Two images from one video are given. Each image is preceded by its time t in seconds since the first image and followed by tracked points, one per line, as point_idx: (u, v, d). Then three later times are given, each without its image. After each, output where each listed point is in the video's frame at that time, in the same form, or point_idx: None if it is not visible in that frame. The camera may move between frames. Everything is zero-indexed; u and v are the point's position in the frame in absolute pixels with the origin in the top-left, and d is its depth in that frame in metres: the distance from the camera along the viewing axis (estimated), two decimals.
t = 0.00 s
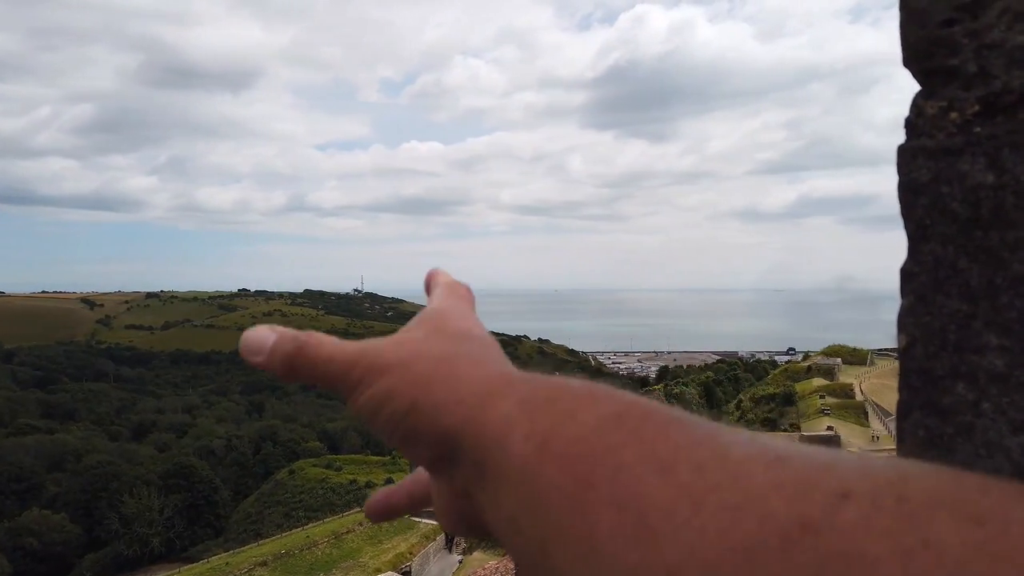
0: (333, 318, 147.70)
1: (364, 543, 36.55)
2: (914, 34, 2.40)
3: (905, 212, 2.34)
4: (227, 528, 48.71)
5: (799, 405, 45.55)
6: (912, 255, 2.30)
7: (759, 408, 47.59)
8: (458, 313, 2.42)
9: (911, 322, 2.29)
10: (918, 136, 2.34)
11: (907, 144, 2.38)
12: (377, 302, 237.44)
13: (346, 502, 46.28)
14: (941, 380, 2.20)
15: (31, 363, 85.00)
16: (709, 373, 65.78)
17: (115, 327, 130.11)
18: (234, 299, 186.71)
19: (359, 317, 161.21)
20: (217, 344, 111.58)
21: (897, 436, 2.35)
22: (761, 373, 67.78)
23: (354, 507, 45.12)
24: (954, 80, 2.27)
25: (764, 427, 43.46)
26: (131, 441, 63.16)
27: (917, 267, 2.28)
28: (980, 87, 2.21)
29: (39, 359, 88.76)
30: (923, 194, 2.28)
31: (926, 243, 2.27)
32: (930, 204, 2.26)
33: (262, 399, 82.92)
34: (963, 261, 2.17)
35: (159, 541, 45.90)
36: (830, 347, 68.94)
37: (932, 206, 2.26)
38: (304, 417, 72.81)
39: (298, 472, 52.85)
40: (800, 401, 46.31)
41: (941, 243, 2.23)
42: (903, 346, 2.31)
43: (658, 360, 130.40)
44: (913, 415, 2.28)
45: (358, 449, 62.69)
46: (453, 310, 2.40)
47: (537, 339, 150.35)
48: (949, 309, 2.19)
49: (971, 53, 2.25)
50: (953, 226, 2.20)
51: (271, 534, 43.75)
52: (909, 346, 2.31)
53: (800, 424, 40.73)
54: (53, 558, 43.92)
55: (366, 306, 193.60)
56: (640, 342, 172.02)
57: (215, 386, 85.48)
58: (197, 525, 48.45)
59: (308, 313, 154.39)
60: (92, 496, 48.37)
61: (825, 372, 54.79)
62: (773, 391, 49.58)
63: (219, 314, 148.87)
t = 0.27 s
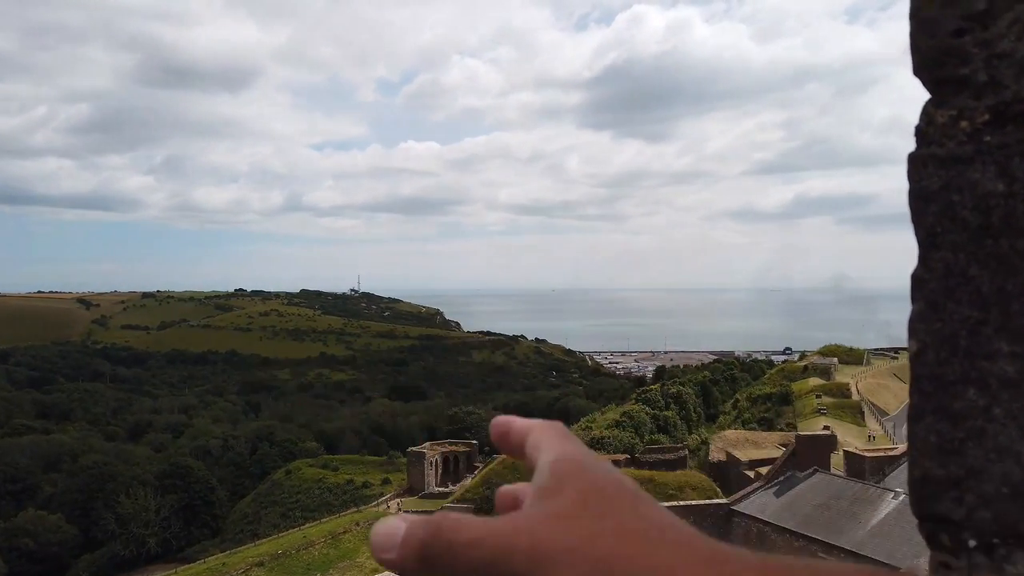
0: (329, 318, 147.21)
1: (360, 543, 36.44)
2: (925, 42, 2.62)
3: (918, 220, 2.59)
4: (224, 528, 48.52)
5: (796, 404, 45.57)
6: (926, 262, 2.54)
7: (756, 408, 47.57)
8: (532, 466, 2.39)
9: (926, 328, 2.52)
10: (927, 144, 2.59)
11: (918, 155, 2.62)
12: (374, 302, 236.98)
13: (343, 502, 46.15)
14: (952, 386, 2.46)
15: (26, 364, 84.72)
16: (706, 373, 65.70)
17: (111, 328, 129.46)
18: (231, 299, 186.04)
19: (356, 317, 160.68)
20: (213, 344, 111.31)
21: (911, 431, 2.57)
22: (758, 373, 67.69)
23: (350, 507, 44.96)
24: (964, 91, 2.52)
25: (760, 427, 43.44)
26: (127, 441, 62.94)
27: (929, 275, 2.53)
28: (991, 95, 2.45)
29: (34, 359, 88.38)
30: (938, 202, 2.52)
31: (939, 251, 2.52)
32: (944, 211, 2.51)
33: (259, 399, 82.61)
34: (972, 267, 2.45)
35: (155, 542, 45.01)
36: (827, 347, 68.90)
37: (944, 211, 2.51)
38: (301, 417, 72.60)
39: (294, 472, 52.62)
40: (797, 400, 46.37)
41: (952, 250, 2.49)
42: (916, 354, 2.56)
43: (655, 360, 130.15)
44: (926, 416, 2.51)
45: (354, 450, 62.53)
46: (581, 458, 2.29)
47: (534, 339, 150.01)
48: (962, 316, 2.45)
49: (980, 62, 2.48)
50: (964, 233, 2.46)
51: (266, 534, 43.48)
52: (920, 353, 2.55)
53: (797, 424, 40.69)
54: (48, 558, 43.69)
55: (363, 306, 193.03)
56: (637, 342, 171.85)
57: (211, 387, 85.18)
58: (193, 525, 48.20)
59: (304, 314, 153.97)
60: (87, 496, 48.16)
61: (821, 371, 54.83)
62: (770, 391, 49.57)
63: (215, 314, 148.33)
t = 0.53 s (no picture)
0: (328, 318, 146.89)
1: (360, 543, 36.39)
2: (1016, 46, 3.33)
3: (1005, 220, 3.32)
4: (223, 528, 48.34)
5: (796, 404, 45.65)
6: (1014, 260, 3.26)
7: (756, 408, 47.56)
8: None
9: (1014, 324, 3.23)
10: (1016, 146, 3.30)
11: (1007, 156, 3.35)
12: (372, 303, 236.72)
13: (342, 502, 46.06)
14: None
15: (25, 364, 84.55)
16: (705, 373, 65.66)
17: (108, 327, 128.88)
18: (228, 298, 185.46)
19: (354, 317, 160.30)
20: (212, 344, 111.20)
21: (1001, 420, 3.31)
22: (758, 373, 67.68)
23: (350, 507, 44.84)
24: None
25: (761, 427, 43.43)
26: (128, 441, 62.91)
27: (1014, 274, 3.26)
28: None
29: (33, 359, 88.12)
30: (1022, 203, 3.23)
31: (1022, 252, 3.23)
32: None
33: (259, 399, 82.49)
34: None
35: (156, 542, 44.68)
36: (827, 346, 68.83)
37: None
38: (301, 417, 72.57)
39: (293, 472, 52.55)
40: (797, 399, 46.48)
41: None
42: (1002, 350, 3.30)
43: (653, 360, 129.90)
44: (1013, 413, 3.24)
45: (355, 450, 62.53)
46: None
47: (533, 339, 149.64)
48: None
49: None
50: None
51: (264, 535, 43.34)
52: (1006, 351, 3.30)
53: (797, 423, 40.71)
54: (48, 558, 43.54)
55: (361, 306, 192.61)
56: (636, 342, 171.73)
57: (211, 386, 85.03)
58: (193, 525, 47.86)
59: (303, 313, 153.55)
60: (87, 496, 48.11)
61: (821, 371, 54.95)
62: (770, 391, 49.55)
63: (213, 314, 147.85)
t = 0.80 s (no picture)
0: (332, 318, 147.07)
1: (365, 543, 36.49)
2: (956, 121, 3.50)
3: (947, 273, 3.54)
4: (227, 528, 48.26)
5: (800, 404, 45.54)
6: (953, 309, 3.49)
7: (760, 408, 47.50)
8: None
9: (956, 363, 3.48)
10: (956, 208, 3.50)
11: (948, 217, 3.57)
12: (376, 302, 236.58)
13: (347, 502, 46.15)
14: (972, 414, 3.40)
15: (30, 363, 84.95)
16: (709, 373, 65.61)
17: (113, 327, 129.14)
18: (233, 298, 185.79)
19: (358, 317, 160.49)
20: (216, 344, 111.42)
21: (943, 444, 3.58)
22: (762, 373, 67.57)
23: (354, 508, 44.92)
24: (985, 163, 3.37)
25: (765, 427, 43.40)
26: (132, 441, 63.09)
27: (956, 321, 3.48)
28: (1009, 167, 3.26)
29: (39, 359, 88.39)
30: (963, 258, 3.44)
31: (962, 303, 3.46)
32: (966, 269, 3.42)
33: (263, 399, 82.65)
34: (995, 314, 3.32)
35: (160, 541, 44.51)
36: (831, 346, 68.72)
37: (970, 271, 3.42)
38: (304, 417, 72.67)
39: (297, 472, 52.69)
40: (801, 400, 46.35)
41: (972, 302, 3.41)
42: (947, 385, 3.54)
43: (657, 360, 129.70)
44: (952, 441, 3.52)
45: (359, 450, 62.61)
46: None
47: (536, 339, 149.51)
48: (982, 356, 3.37)
49: (999, 140, 3.30)
50: (987, 285, 3.35)
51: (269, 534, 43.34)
52: (952, 385, 3.52)
53: (800, 424, 40.68)
54: (55, 558, 43.76)
55: (364, 306, 192.78)
56: (640, 341, 171.29)
57: (215, 386, 85.21)
58: (197, 524, 47.71)
59: (307, 313, 153.71)
60: (92, 495, 48.36)
61: (825, 371, 54.78)
62: (774, 391, 49.52)
63: (218, 314, 148.19)
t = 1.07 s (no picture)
0: (345, 319, 148.01)
1: (376, 543, 36.70)
2: (897, 128, 2.88)
3: (885, 270, 2.91)
4: (240, 527, 48.94)
5: (813, 405, 45.20)
6: (890, 304, 2.84)
7: (772, 409, 47.18)
8: None
9: (894, 353, 2.83)
10: (895, 209, 2.87)
11: (888, 217, 2.93)
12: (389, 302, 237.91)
13: (359, 502, 46.43)
14: (910, 402, 2.76)
15: (46, 364, 85.98)
16: (721, 374, 65.32)
17: (130, 328, 130.67)
18: (248, 298, 187.55)
19: (371, 318, 161.41)
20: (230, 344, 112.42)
21: (881, 435, 2.92)
22: (775, 373, 67.17)
23: (366, 507, 45.22)
24: (923, 166, 2.77)
25: (777, 428, 43.11)
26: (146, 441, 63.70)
27: (894, 313, 2.83)
28: (944, 170, 2.67)
29: (56, 360, 89.51)
30: (900, 254, 2.82)
31: (900, 296, 2.82)
32: (904, 264, 2.80)
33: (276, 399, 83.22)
34: (930, 307, 2.70)
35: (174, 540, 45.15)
36: (845, 347, 68.20)
37: (909, 268, 2.78)
38: (316, 417, 73.05)
39: (310, 472, 53.09)
40: (813, 400, 45.99)
41: (910, 296, 2.77)
42: (881, 372, 2.90)
43: (670, 360, 129.51)
44: (892, 428, 2.85)
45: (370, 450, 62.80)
46: None
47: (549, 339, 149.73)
48: (917, 347, 2.74)
49: (937, 143, 2.71)
50: (923, 280, 2.72)
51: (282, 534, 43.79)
52: (887, 375, 2.88)
53: (813, 425, 40.39)
54: (68, 556, 44.25)
55: (377, 307, 193.91)
56: (652, 341, 171.31)
57: (228, 387, 85.91)
58: (211, 523, 48.41)
59: (320, 314, 154.82)
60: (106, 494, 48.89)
61: (838, 372, 54.43)
62: (786, 392, 49.15)
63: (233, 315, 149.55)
